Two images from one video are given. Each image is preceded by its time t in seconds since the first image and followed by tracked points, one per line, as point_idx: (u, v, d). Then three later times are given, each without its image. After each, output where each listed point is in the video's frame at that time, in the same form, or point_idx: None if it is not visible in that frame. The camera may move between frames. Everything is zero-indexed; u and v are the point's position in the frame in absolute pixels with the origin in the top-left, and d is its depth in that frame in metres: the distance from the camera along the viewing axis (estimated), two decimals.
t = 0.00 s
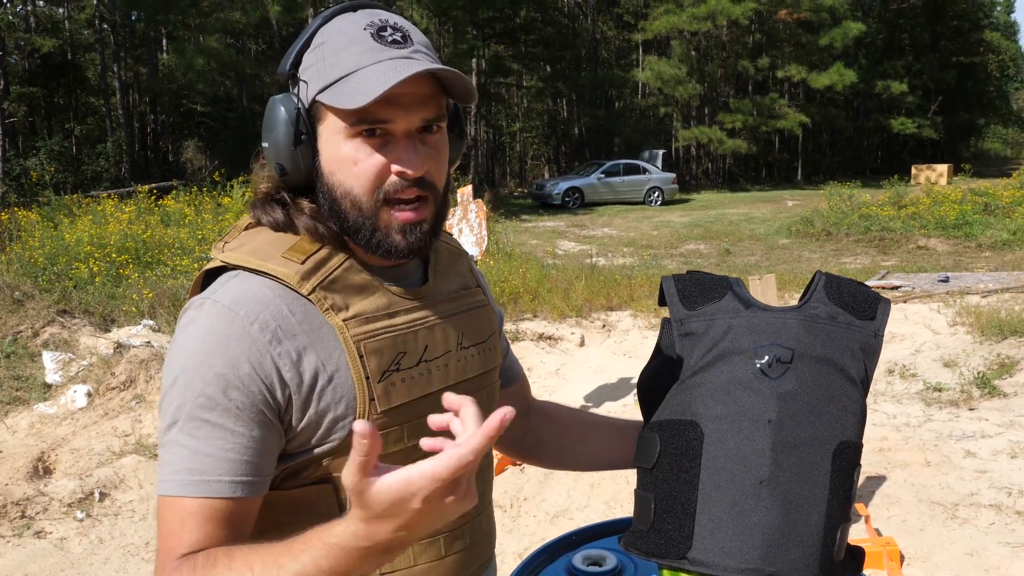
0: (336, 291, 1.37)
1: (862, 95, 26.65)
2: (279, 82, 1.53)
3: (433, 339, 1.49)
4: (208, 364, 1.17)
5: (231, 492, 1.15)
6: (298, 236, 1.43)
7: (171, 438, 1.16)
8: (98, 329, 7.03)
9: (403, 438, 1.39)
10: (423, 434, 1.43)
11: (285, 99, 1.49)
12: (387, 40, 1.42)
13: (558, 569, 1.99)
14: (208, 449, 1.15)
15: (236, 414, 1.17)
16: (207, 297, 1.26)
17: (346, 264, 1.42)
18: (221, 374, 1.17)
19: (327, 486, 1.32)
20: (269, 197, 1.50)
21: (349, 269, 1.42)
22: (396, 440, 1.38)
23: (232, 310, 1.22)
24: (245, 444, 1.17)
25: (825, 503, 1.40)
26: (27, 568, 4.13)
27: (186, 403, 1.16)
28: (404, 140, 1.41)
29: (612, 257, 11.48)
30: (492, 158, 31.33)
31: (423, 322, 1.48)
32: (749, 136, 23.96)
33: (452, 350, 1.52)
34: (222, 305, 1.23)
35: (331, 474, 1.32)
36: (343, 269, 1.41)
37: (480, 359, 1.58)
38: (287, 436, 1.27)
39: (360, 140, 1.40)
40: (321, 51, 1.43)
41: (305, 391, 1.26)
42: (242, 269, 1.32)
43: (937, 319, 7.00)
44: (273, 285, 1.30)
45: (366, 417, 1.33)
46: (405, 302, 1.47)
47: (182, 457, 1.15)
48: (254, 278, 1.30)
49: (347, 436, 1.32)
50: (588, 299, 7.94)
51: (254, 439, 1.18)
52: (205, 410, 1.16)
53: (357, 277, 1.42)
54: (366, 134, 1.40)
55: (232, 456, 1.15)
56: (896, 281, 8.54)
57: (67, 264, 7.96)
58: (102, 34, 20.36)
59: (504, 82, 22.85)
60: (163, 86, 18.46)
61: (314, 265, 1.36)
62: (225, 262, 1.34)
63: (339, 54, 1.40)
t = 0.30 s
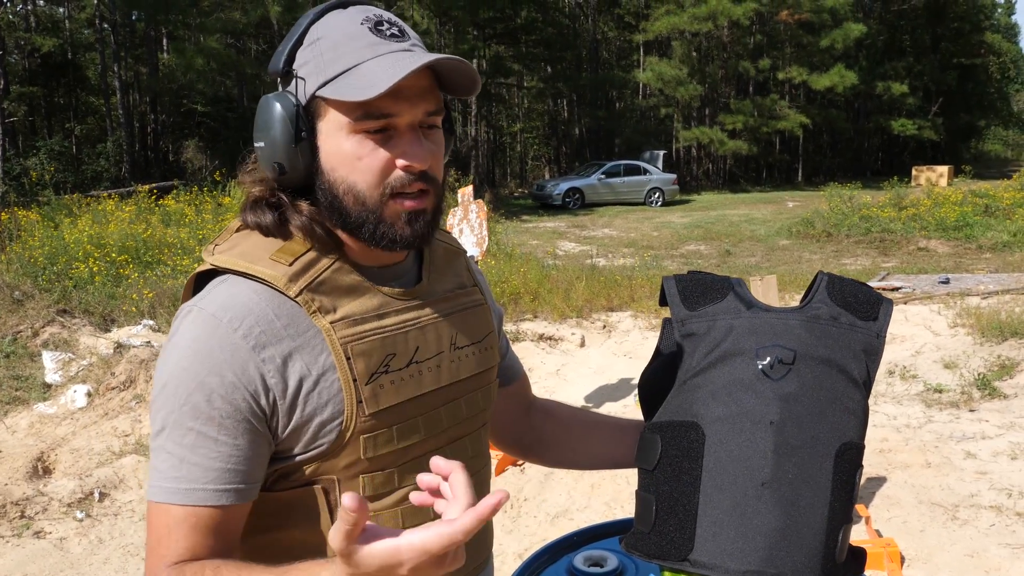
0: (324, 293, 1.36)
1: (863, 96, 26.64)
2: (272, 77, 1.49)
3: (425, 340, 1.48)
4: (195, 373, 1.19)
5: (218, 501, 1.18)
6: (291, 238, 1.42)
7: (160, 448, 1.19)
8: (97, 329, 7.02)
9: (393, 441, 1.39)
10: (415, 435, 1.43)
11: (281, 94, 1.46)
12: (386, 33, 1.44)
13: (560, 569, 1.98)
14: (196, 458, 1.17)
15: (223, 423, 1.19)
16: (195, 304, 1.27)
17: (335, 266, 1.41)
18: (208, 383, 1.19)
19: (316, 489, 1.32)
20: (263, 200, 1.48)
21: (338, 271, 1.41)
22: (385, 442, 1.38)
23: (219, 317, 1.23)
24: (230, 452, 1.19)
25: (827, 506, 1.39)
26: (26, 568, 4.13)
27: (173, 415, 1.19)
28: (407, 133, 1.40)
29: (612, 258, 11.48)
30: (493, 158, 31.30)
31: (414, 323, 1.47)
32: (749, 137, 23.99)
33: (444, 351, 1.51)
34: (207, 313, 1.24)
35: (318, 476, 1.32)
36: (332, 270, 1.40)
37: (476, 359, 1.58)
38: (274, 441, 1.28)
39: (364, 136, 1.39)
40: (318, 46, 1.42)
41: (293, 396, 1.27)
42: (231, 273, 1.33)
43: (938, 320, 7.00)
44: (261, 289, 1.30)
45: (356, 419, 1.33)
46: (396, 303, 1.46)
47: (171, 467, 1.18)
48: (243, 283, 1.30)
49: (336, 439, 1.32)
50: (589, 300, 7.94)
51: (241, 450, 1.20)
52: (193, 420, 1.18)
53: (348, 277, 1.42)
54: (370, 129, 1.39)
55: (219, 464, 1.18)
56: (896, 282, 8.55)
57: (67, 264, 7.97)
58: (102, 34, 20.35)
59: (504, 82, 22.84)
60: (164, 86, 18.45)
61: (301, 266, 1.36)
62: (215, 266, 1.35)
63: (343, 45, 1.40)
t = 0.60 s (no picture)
0: (319, 292, 1.36)
1: (862, 95, 26.62)
2: (277, 82, 1.43)
3: (419, 340, 1.48)
4: (190, 376, 1.19)
5: (215, 504, 1.19)
6: (298, 245, 1.39)
7: (153, 451, 1.19)
8: (96, 328, 7.01)
9: (389, 440, 1.39)
10: (411, 435, 1.43)
11: (291, 100, 1.42)
12: (399, 40, 1.46)
13: (558, 570, 1.97)
14: (191, 461, 1.18)
15: (219, 425, 1.19)
16: (189, 306, 1.26)
17: (329, 267, 1.40)
18: (203, 386, 1.19)
19: (311, 490, 1.32)
20: (266, 206, 1.43)
21: (331, 272, 1.40)
22: (381, 441, 1.38)
23: (213, 319, 1.23)
24: (227, 457, 1.20)
25: (826, 506, 1.39)
26: (25, 567, 4.12)
27: (167, 419, 1.18)
28: (425, 141, 1.41)
29: (611, 257, 11.48)
30: (492, 157, 31.28)
31: (407, 323, 1.47)
32: (748, 137, 23.98)
33: (438, 350, 1.51)
34: (204, 315, 1.23)
35: (313, 477, 1.33)
36: (327, 270, 1.39)
37: (469, 357, 1.58)
38: (270, 441, 1.28)
39: (383, 145, 1.39)
40: (333, 51, 1.39)
41: (289, 398, 1.27)
42: (225, 274, 1.32)
43: (937, 320, 7.00)
44: (256, 289, 1.29)
45: (351, 418, 1.33)
46: (391, 303, 1.46)
47: (165, 469, 1.18)
48: (238, 284, 1.30)
49: (332, 438, 1.32)
50: (588, 299, 7.93)
51: (238, 452, 1.21)
52: (188, 424, 1.18)
53: (340, 277, 1.41)
54: (389, 139, 1.38)
55: (217, 468, 1.19)
56: (895, 281, 8.55)
57: (66, 262, 7.96)
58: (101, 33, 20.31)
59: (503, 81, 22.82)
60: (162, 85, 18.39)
61: (295, 267, 1.35)
62: (207, 268, 1.34)
63: (361, 53, 1.39)
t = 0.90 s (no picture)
0: (311, 293, 1.36)
1: (860, 96, 26.61)
2: (293, 90, 1.37)
3: (413, 339, 1.48)
4: (188, 381, 1.18)
5: (219, 511, 1.19)
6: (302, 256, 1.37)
7: (152, 460, 1.18)
8: (94, 330, 7.01)
9: (386, 441, 1.38)
10: (406, 435, 1.42)
11: (307, 113, 1.37)
12: (419, 59, 1.45)
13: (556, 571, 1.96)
14: (193, 470, 1.18)
15: (217, 430, 1.19)
16: (183, 310, 1.25)
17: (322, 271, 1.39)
18: (201, 389, 1.18)
19: (309, 492, 1.32)
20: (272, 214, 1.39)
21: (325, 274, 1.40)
22: (378, 442, 1.37)
23: (209, 324, 1.22)
24: (230, 463, 1.20)
25: (824, 508, 1.39)
26: (21, 569, 4.11)
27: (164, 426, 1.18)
28: (436, 160, 1.41)
29: (609, 258, 11.48)
30: (491, 158, 31.28)
31: (401, 322, 1.47)
32: (747, 138, 23.98)
33: (432, 349, 1.51)
34: (198, 319, 1.23)
35: (312, 479, 1.32)
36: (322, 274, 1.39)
37: (461, 357, 1.57)
38: (268, 443, 1.27)
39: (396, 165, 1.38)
40: (355, 67, 1.36)
41: (287, 401, 1.27)
42: (216, 279, 1.31)
43: (935, 321, 7.00)
44: (251, 294, 1.29)
45: (348, 419, 1.32)
46: (385, 304, 1.46)
47: (164, 477, 1.17)
48: (231, 288, 1.29)
49: (330, 439, 1.32)
50: (586, 301, 7.93)
51: (238, 457, 1.21)
52: (186, 429, 1.17)
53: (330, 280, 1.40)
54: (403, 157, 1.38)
55: (220, 475, 1.19)
56: (894, 283, 8.56)
57: (63, 264, 7.97)
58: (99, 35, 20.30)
59: (501, 83, 22.81)
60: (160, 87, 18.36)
61: (287, 271, 1.35)
62: (198, 272, 1.33)
63: (384, 72, 1.37)
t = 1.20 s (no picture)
0: (313, 298, 1.36)
1: (857, 98, 26.60)
2: (296, 76, 1.42)
3: (414, 343, 1.48)
4: (192, 385, 1.18)
5: (223, 515, 1.19)
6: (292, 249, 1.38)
7: (156, 464, 1.18)
8: (91, 331, 6.99)
9: (386, 445, 1.39)
10: (406, 439, 1.43)
11: (305, 97, 1.41)
12: (424, 57, 1.46)
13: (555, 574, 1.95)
14: (196, 474, 1.17)
15: (220, 433, 1.19)
16: (186, 315, 1.25)
17: (322, 273, 1.40)
18: (204, 392, 1.18)
19: (311, 495, 1.32)
20: (270, 202, 1.43)
21: (325, 276, 1.40)
22: (378, 446, 1.38)
23: (212, 328, 1.22)
24: (231, 466, 1.20)
25: (822, 509, 1.39)
26: (19, 570, 4.11)
27: (168, 431, 1.17)
28: (432, 158, 1.39)
29: (607, 260, 11.48)
30: (488, 159, 31.26)
31: (402, 326, 1.47)
32: (743, 140, 23.97)
33: (433, 352, 1.51)
34: (200, 324, 1.22)
35: (315, 482, 1.32)
36: (321, 276, 1.39)
37: (460, 359, 1.58)
38: (269, 446, 1.27)
39: (389, 157, 1.37)
40: (355, 55, 1.39)
41: (289, 405, 1.27)
42: (218, 282, 1.31)
43: (932, 322, 7.01)
44: (253, 299, 1.29)
45: (350, 424, 1.32)
46: (385, 307, 1.46)
47: (168, 481, 1.17)
48: (233, 291, 1.29)
49: (331, 443, 1.32)
50: (583, 302, 7.92)
51: (240, 460, 1.21)
52: (191, 431, 1.17)
53: (333, 282, 1.40)
54: (396, 151, 1.37)
55: (223, 478, 1.19)
56: (891, 284, 8.57)
57: (60, 265, 7.98)
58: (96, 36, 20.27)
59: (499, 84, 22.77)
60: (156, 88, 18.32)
61: (290, 273, 1.35)
62: (199, 274, 1.33)
63: (384, 62, 1.39)
